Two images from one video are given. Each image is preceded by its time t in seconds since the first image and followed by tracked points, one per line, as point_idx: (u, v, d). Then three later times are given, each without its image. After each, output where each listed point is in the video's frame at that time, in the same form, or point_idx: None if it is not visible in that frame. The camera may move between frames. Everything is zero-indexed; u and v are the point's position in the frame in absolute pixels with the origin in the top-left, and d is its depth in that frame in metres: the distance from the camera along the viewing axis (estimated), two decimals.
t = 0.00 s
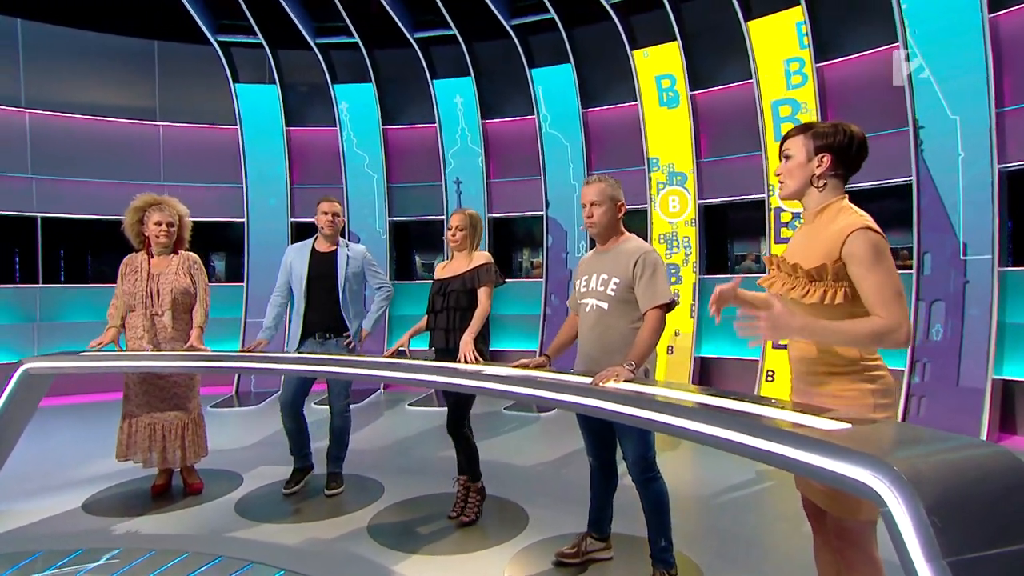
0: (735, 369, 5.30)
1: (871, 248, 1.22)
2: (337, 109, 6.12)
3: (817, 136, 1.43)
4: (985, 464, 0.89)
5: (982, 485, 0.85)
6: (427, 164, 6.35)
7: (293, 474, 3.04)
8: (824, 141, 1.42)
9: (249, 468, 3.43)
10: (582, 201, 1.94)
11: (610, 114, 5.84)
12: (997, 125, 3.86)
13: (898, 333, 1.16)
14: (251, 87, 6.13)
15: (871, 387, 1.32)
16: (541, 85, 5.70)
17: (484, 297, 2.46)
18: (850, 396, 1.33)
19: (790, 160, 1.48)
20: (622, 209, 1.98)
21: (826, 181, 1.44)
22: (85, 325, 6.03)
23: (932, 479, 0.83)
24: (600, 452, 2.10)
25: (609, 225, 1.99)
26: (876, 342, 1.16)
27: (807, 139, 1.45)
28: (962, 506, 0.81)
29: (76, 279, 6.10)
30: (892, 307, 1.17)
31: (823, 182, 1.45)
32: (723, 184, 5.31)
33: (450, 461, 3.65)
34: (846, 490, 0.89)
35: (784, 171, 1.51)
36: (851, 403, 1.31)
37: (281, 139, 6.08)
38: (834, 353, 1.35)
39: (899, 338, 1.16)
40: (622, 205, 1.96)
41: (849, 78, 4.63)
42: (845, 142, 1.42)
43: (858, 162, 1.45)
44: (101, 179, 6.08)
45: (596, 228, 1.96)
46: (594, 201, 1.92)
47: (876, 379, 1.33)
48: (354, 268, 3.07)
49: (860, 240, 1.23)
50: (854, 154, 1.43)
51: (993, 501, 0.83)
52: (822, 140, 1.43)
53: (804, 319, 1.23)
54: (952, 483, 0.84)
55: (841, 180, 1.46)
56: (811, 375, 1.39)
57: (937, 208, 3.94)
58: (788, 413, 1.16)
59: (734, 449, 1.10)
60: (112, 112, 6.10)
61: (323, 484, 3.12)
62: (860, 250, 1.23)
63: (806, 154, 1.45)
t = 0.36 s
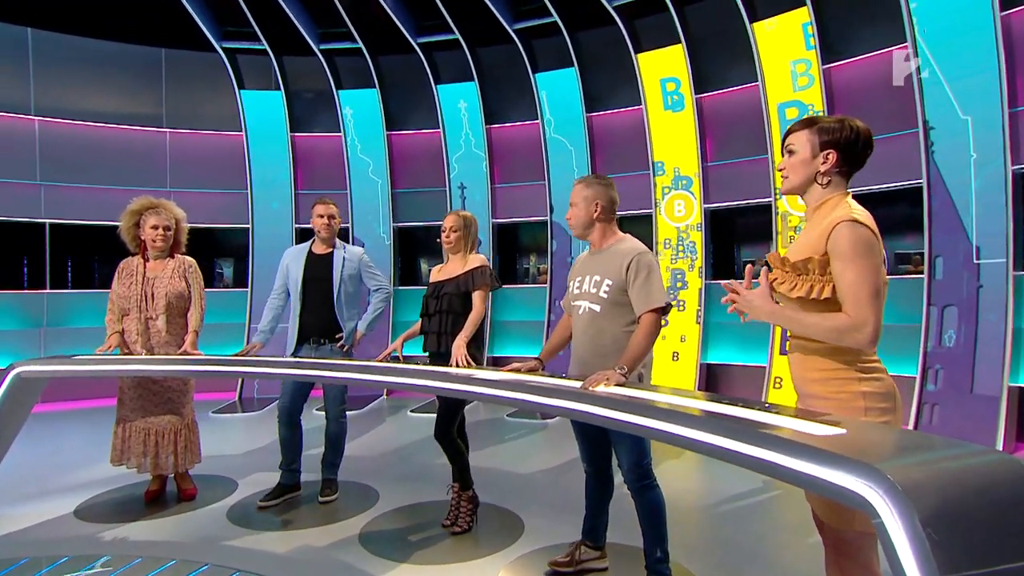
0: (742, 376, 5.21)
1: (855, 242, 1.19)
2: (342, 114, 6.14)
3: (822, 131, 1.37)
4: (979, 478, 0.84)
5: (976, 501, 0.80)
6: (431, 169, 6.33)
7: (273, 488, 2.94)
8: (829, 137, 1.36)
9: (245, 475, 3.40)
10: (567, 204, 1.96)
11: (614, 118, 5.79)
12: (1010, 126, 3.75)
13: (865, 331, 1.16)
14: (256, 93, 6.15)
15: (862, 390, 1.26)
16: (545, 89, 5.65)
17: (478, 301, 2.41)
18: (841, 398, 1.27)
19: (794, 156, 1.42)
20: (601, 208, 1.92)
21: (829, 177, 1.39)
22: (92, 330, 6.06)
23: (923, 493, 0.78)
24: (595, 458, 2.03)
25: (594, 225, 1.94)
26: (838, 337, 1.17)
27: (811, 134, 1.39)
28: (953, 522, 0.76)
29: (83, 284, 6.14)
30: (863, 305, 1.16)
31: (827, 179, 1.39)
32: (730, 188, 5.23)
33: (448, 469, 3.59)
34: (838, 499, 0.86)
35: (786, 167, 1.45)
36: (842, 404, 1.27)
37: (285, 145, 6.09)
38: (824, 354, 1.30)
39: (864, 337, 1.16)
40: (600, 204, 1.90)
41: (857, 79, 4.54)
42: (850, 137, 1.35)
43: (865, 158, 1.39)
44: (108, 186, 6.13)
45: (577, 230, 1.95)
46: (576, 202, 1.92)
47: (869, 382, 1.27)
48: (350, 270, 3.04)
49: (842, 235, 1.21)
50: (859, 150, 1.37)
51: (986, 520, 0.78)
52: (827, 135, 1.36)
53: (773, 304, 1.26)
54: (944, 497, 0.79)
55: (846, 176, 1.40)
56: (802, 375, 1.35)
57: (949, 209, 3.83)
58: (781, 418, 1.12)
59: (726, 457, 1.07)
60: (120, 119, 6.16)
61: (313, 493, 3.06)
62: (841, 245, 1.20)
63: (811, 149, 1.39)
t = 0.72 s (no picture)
0: (747, 382, 5.13)
1: (844, 233, 1.19)
2: (344, 119, 6.14)
3: (825, 127, 1.32)
4: (974, 485, 0.80)
5: (970, 509, 0.75)
6: (434, 174, 6.32)
7: (267, 493, 2.91)
8: (833, 132, 1.31)
9: (239, 480, 3.36)
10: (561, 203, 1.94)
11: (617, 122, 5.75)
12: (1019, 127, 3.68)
13: (853, 323, 1.15)
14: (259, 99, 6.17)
15: (854, 390, 1.22)
16: (547, 93, 5.63)
17: (472, 304, 2.36)
18: (834, 398, 1.24)
19: (796, 152, 1.36)
20: (594, 206, 1.88)
21: (831, 176, 1.33)
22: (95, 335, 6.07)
23: (915, 501, 0.73)
24: (587, 464, 1.98)
25: (586, 224, 1.91)
26: (825, 329, 1.17)
27: (815, 129, 1.33)
28: (948, 532, 0.72)
29: (87, 289, 6.16)
30: (850, 296, 1.16)
31: (830, 177, 1.34)
32: (733, 191, 5.18)
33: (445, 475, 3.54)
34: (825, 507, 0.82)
35: (788, 163, 1.39)
36: (834, 402, 1.23)
37: (288, 150, 6.10)
38: (816, 351, 1.27)
39: (853, 329, 1.15)
40: (592, 201, 1.86)
41: (862, 80, 4.48)
42: (855, 133, 1.30)
43: (867, 154, 1.33)
44: (112, 191, 6.15)
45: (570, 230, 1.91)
46: (568, 201, 1.89)
47: (862, 381, 1.23)
48: (340, 273, 3.01)
49: (832, 226, 1.21)
50: (863, 145, 1.32)
51: (979, 529, 0.74)
52: (831, 131, 1.31)
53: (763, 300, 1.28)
54: (936, 505, 0.74)
55: (849, 174, 1.34)
56: (795, 374, 1.31)
57: (956, 210, 3.75)
58: (779, 424, 1.09)
59: (713, 462, 1.03)
60: (124, 125, 6.19)
61: (307, 499, 3.02)
62: (830, 236, 1.21)
63: (813, 147, 1.34)
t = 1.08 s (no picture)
0: (752, 387, 5.06)
1: (848, 230, 1.14)
2: (346, 123, 6.14)
3: (827, 118, 1.27)
4: (970, 490, 0.75)
5: (963, 515, 0.70)
6: (436, 178, 6.30)
7: (260, 498, 2.88)
8: (834, 124, 1.26)
9: (234, 484, 3.33)
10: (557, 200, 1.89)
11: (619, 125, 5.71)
12: None
13: (854, 323, 1.10)
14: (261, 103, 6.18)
15: (853, 390, 1.17)
16: (549, 96, 5.61)
17: (465, 305, 2.32)
18: (830, 398, 1.19)
19: (795, 144, 1.32)
20: (592, 204, 1.83)
21: (831, 168, 1.29)
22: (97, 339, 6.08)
23: (908, 506, 0.69)
24: (580, 469, 1.93)
25: (583, 222, 1.86)
26: (824, 328, 1.12)
27: (815, 121, 1.28)
28: (940, 539, 0.67)
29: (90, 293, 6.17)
30: (853, 295, 1.11)
31: (830, 170, 1.29)
32: (737, 194, 5.12)
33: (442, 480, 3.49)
34: (814, 513, 0.77)
35: (788, 155, 1.35)
36: (831, 402, 1.19)
37: (290, 155, 6.12)
38: (814, 349, 1.22)
39: (854, 328, 1.10)
40: (590, 199, 1.82)
41: (867, 81, 4.42)
42: (857, 125, 1.25)
43: (870, 147, 1.28)
44: (115, 195, 6.17)
45: (566, 227, 1.87)
46: (565, 198, 1.84)
47: (861, 381, 1.18)
48: (334, 275, 2.99)
49: (836, 221, 1.16)
50: (866, 139, 1.27)
51: (974, 536, 0.69)
52: (832, 122, 1.26)
53: (760, 296, 1.23)
54: (931, 512, 0.69)
55: (851, 167, 1.30)
56: (792, 373, 1.26)
57: (964, 211, 3.68)
58: (773, 426, 1.05)
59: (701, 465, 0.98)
60: (128, 130, 6.22)
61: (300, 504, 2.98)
62: (833, 231, 1.15)
63: (814, 139, 1.29)
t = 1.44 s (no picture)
0: (756, 393, 4.99)
1: (853, 231, 1.10)
2: (348, 128, 6.15)
3: (825, 107, 1.23)
4: (969, 493, 0.70)
5: (960, 520, 0.66)
6: (437, 183, 6.29)
7: (255, 503, 2.84)
8: (832, 113, 1.22)
9: (228, 490, 3.29)
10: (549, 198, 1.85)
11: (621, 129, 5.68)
12: None
13: (867, 330, 1.06)
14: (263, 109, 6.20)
15: (850, 390, 1.13)
16: (550, 100, 5.59)
17: (459, 307, 2.29)
18: (827, 398, 1.14)
19: (793, 133, 1.28)
20: (585, 202, 1.79)
21: (831, 155, 1.25)
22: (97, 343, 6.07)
23: (902, 509, 0.64)
24: (573, 474, 1.89)
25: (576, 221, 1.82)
26: (835, 337, 1.08)
27: (814, 109, 1.24)
28: (935, 546, 0.62)
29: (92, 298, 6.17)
30: (863, 300, 1.06)
31: (827, 159, 1.26)
32: (739, 198, 5.08)
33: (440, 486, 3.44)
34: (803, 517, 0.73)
35: (785, 145, 1.31)
36: (831, 406, 1.14)
37: (292, 160, 6.13)
38: (810, 350, 1.17)
39: (867, 336, 1.06)
40: (583, 197, 1.78)
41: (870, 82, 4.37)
42: (857, 115, 1.21)
43: (871, 139, 1.25)
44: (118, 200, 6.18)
45: (558, 225, 1.83)
46: (558, 196, 1.81)
47: (859, 381, 1.13)
48: (331, 279, 2.96)
49: (841, 221, 1.11)
50: (866, 130, 1.23)
51: (970, 543, 0.64)
52: (831, 111, 1.22)
53: (763, 304, 1.19)
54: (927, 515, 0.65)
55: (850, 158, 1.26)
56: (787, 372, 1.22)
57: (970, 213, 3.61)
58: (765, 427, 1.01)
59: (693, 470, 0.95)
60: (131, 135, 6.24)
61: (294, 510, 2.94)
62: (838, 233, 1.11)
63: (812, 128, 1.25)
